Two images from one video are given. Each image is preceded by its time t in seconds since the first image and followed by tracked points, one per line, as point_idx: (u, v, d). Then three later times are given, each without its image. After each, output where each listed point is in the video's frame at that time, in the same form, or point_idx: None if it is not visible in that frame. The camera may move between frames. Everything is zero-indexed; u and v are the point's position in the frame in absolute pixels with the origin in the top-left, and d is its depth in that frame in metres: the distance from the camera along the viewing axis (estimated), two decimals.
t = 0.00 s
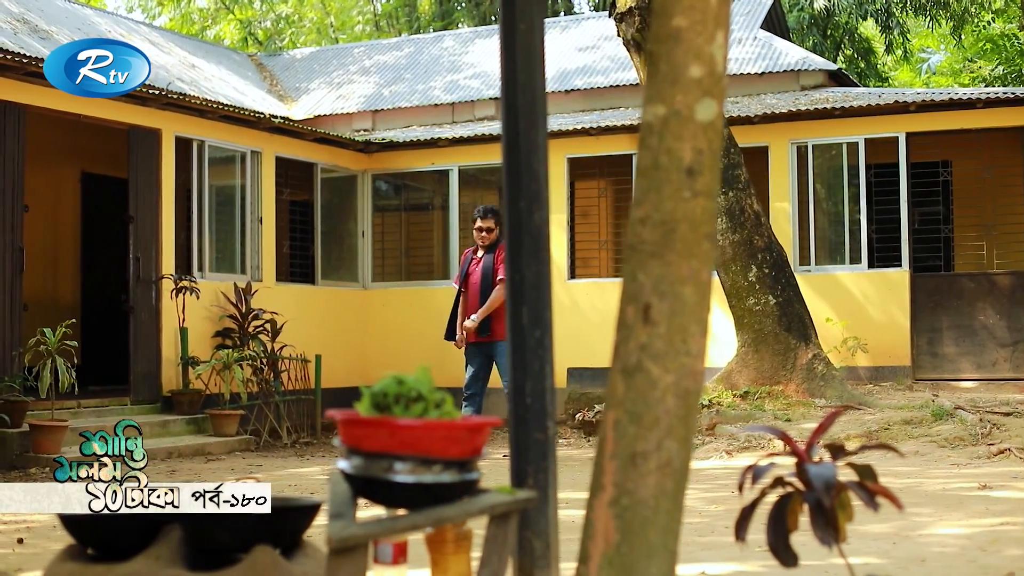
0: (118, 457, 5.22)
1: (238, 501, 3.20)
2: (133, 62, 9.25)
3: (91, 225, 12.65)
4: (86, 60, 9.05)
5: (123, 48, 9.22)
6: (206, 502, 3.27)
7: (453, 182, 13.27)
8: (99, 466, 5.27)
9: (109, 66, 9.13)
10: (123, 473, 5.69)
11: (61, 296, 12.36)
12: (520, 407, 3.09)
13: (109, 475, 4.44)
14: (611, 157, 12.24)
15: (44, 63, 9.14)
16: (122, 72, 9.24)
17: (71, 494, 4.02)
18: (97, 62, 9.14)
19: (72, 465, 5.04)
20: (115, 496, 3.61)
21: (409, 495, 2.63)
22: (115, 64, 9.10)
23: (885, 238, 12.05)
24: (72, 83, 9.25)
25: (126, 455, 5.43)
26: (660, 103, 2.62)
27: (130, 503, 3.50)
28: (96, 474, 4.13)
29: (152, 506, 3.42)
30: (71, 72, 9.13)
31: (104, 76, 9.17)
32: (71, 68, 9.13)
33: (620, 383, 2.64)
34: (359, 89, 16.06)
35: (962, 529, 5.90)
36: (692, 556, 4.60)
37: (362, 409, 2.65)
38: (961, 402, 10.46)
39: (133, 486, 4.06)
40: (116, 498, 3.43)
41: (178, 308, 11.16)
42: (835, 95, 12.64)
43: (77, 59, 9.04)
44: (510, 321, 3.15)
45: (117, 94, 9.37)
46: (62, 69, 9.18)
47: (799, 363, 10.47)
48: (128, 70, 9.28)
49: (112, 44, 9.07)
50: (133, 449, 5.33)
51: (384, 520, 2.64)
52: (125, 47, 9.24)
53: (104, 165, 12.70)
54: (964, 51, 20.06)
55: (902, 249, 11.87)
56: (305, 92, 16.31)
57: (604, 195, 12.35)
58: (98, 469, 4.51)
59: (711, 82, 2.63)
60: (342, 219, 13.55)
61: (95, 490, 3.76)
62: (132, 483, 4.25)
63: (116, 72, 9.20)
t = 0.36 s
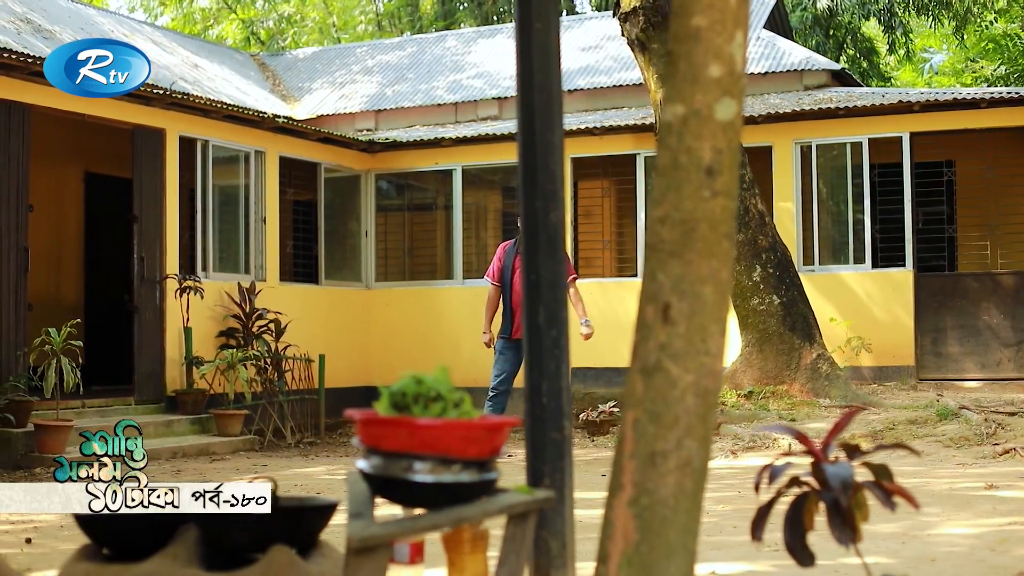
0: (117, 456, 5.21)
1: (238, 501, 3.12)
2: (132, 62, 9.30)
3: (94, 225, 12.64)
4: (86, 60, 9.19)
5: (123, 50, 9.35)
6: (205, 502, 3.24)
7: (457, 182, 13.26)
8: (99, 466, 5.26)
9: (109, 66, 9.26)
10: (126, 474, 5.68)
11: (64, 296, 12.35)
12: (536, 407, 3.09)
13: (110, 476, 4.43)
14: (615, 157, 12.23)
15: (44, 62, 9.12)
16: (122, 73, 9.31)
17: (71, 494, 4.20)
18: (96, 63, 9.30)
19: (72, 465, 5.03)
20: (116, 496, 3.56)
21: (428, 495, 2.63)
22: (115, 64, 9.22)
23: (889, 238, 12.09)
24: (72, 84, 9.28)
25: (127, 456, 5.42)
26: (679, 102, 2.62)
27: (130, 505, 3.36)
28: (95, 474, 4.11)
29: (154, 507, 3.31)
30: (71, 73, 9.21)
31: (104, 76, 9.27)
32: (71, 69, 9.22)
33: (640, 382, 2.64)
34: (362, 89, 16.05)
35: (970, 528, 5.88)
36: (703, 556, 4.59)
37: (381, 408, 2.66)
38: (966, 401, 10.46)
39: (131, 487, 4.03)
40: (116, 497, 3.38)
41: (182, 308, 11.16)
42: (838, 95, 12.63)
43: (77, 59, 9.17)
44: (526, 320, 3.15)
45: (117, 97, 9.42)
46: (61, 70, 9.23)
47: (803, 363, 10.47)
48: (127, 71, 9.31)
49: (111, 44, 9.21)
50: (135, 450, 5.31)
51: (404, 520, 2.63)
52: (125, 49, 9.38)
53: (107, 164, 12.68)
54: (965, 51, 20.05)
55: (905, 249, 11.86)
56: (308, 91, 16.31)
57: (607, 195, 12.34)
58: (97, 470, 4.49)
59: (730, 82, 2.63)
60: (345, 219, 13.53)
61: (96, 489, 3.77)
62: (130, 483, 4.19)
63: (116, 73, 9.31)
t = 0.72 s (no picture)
0: (117, 456, 5.20)
1: (238, 501, 3.19)
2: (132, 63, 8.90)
3: (97, 224, 12.63)
4: (86, 59, 8.86)
5: (123, 49, 8.95)
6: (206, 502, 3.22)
7: (460, 182, 13.25)
8: (99, 465, 5.24)
9: (108, 66, 8.90)
10: (129, 473, 5.67)
11: (67, 295, 12.35)
12: (552, 406, 3.09)
13: (112, 476, 4.43)
14: (619, 157, 12.23)
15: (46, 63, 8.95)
16: (122, 73, 8.98)
17: (74, 494, 3.99)
18: (96, 62, 8.97)
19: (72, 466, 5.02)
20: (115, 495, 3.51)
21: (447, 494, 2.63)
22: (115, 64, 8.84)
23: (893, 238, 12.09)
24: (73, 84, 9.04)
25: (127, 455, 5.40)
26: (698, 101, 2.63)
27: (131, 504, 3.35)
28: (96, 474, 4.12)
29: (154, 507, 3.29)
30: (70, 72, 8.95)
31: (104, 76, 8.96)
32: (71, 68, 8.95)
33: (658, 381, 2.64)
34: (365, 89, 16.05)
35: (978, 528, 5.86)
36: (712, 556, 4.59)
37: (399, 408, 2.66)
38: (970, 401, 10.45)
39: (132, 487, 4.02)
40: (116, 496, 3.39)
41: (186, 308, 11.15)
42: (842, 95, 12.62)
43: (77, 59, 8.89)
44: (542, 320, 3.15)
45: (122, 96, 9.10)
46: (62, 69, 8.95)
47: (807, 362, 10.47)
48: (128, 71, 8.95)
49: (111, 43, 8.79)
50: (135, 449, 5.29)
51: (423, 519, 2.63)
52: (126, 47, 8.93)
53: (111, 164, 12.68)
54: (968, 51, 20.04)
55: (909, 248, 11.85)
56: (311, 91, 16.31)
57: (610, 195, 12.34)
58: (98, 470, 4.47)
59: (749, 81, 2.63)
60: (349, 218, 13.53)
61: (101, 487, 3.78)
62: (128, 483, 4.17)
63: (116, 72, 8.96)
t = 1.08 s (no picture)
0: (121, 455, 5.19)
1: (239, 501, 3.14)
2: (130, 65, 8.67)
3: (100, 224, 12.63)
4: (86, 60, 8.69)
5: (123, 49, 8.70)
6: (206, 503, 3.21)
7: (463, 182, 13.23)
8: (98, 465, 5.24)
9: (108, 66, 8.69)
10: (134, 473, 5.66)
11: (70, 295, 12.34)
12: (567, 405, 3.09)
13: (113, 476, 4.42)
14: (622, 157, 12.23)
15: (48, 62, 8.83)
16: (122, 73, 8.78)
17: (75, 494, 3.69)
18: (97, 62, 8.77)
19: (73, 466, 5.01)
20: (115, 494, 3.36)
21: (465, 493, 2.63)
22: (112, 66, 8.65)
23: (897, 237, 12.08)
24: (75, 83, 8.88)
25: (127, 454, 5.40)
26: (715, 100, 2.62)
27: (129, 505, 3.21)
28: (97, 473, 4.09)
29: (153, 509, 3.18)
30: (71, 73, 8.81)
31: (104, 77, 8.77)
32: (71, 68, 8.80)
33: (675, 380, 2.65)
34: (367, 88, 16.05)
35: (985, 527, 5.85)
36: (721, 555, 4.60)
37: (415, 407, 2.66)
38: (974, 401, 10.44)
39: (132, 487, 3.99)
40: (116, 496, 3.24)
41: (190, 307, 11.15)
42: (845, 94, 12.62)
43: (76, 60, 8.72)
44: (556, 319, 3.15)
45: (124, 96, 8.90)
46: (62, 68, 8.84)
47: (811, 362, 10.46)
48: (128, 72, 8.74)
49: (111, 44, 8.57)
50: (136, 449, 5.28)
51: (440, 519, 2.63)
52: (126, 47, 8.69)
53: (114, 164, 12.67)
54: (970, 50, 20.04)
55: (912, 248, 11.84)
56: (313, 90, 16.32)
57: (613, 194, 12.34)
58: (98, 470, 4.46)
59: (766, 80, 2.63)
60: (352, 218, 13.52)
61: (96, 486, 3.58)
62: (128, 482, 4.15)
63: (117, 73, 8.75)
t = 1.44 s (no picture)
0: (121, 456, 5.19)
1: (239, 501, 3.23)
2: (132, 64, 8.60)
3: (102, 223, 12.62)
4: (85, 60, 8.62)
5: (124, 49, 8.61)
6: (205, 502, 3.28)
7: (466, 181, 13.20)
8: (100, 466, 5.25)
9: (108, 66, 8.60)
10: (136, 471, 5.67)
11: (72, 294, 12.34)
12: (581, 405, 3.10)
13: (113, 476, 4.43)
14: (625, 156, 12.22)
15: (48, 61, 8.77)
16: (122, 73, 8.67)
17: (75, 494, 3.83)
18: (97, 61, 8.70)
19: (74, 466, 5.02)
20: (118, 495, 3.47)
21: (482, 492, 2.64)
22: (114, 64, 8.54)
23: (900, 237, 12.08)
24: (73, 83, 8.81)
25: (128, 454, 5.40)
26: (732, 99, 2.62)
27: (130, 505, 3.30)
28: (98, 472, 4.12)
29: (153, 508, 3.26)
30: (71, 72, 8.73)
31: (105, 76, 8.68)
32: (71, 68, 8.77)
33: (692, 378, 2.65)
34: (369, 87, 16.05)
35: (992, 527, 5.84)
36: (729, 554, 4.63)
37: (432, 406, 2.66)
38: (978, 400, 10.42)
39: (132, 487, 3.99)
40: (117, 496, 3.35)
41: (193, 306, 11.15)
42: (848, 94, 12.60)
43: (77, 59, 8.65)
44: (571, 318, 3.15)
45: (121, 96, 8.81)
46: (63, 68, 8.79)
47: (814, 361, 10.46)
48: (128, 71, 8.66)
49: (110, 43, 8.47)
50: (136, 449, 5.28)
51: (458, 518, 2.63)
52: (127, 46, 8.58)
53: (117, 163, 12.66)
54: (973, 49, 20.04)
55: (915, 247, 11.84)
56: (315, 90, 16.31)
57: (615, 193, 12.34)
58: (101, 471, 4.47)
59: (784, 79, 2.62)
60: (353, 218, 13.51)
61: (95, 488, 3.73)
62: (129, 482, 4.16)
63: (116, 72, 8.67)
